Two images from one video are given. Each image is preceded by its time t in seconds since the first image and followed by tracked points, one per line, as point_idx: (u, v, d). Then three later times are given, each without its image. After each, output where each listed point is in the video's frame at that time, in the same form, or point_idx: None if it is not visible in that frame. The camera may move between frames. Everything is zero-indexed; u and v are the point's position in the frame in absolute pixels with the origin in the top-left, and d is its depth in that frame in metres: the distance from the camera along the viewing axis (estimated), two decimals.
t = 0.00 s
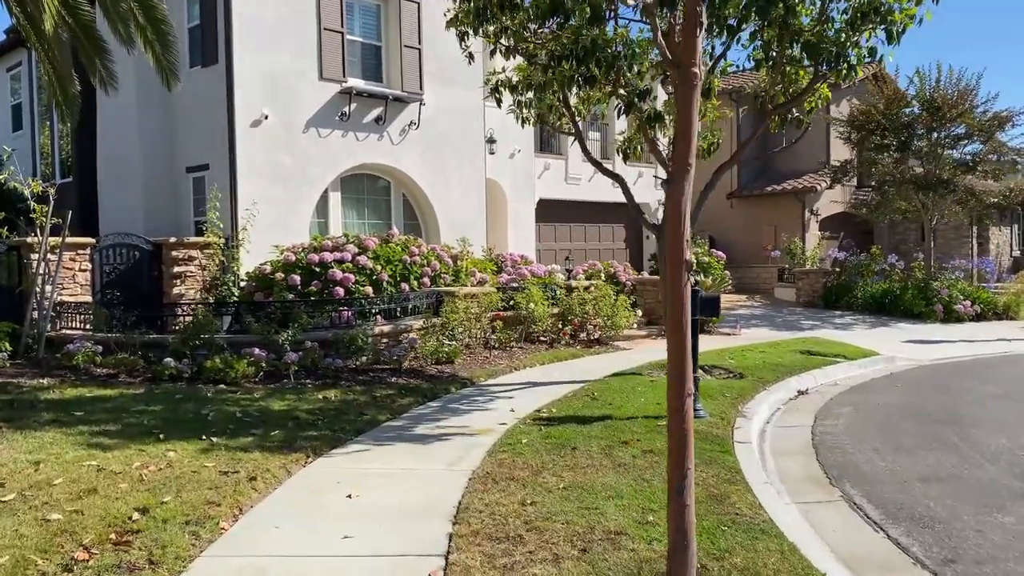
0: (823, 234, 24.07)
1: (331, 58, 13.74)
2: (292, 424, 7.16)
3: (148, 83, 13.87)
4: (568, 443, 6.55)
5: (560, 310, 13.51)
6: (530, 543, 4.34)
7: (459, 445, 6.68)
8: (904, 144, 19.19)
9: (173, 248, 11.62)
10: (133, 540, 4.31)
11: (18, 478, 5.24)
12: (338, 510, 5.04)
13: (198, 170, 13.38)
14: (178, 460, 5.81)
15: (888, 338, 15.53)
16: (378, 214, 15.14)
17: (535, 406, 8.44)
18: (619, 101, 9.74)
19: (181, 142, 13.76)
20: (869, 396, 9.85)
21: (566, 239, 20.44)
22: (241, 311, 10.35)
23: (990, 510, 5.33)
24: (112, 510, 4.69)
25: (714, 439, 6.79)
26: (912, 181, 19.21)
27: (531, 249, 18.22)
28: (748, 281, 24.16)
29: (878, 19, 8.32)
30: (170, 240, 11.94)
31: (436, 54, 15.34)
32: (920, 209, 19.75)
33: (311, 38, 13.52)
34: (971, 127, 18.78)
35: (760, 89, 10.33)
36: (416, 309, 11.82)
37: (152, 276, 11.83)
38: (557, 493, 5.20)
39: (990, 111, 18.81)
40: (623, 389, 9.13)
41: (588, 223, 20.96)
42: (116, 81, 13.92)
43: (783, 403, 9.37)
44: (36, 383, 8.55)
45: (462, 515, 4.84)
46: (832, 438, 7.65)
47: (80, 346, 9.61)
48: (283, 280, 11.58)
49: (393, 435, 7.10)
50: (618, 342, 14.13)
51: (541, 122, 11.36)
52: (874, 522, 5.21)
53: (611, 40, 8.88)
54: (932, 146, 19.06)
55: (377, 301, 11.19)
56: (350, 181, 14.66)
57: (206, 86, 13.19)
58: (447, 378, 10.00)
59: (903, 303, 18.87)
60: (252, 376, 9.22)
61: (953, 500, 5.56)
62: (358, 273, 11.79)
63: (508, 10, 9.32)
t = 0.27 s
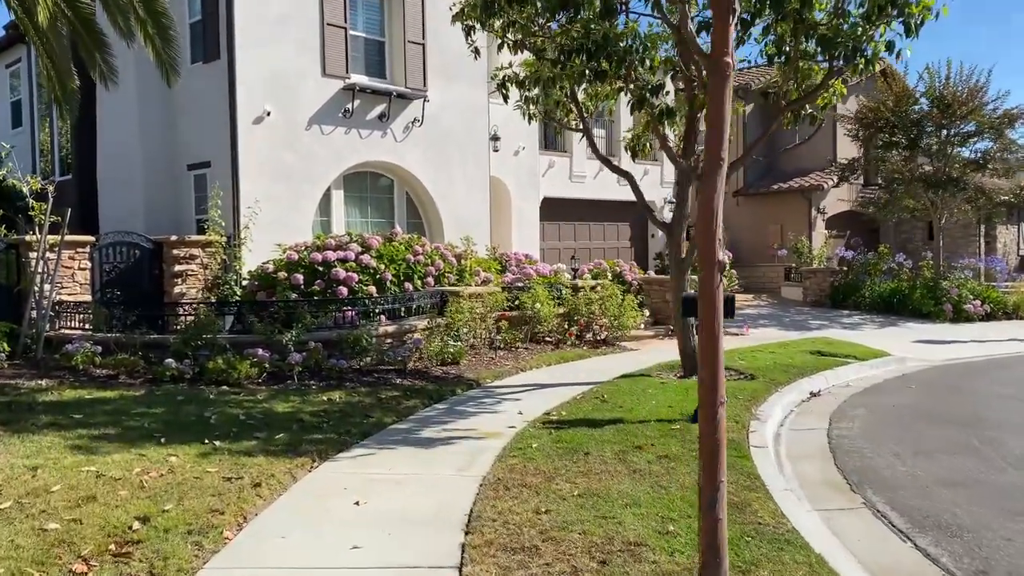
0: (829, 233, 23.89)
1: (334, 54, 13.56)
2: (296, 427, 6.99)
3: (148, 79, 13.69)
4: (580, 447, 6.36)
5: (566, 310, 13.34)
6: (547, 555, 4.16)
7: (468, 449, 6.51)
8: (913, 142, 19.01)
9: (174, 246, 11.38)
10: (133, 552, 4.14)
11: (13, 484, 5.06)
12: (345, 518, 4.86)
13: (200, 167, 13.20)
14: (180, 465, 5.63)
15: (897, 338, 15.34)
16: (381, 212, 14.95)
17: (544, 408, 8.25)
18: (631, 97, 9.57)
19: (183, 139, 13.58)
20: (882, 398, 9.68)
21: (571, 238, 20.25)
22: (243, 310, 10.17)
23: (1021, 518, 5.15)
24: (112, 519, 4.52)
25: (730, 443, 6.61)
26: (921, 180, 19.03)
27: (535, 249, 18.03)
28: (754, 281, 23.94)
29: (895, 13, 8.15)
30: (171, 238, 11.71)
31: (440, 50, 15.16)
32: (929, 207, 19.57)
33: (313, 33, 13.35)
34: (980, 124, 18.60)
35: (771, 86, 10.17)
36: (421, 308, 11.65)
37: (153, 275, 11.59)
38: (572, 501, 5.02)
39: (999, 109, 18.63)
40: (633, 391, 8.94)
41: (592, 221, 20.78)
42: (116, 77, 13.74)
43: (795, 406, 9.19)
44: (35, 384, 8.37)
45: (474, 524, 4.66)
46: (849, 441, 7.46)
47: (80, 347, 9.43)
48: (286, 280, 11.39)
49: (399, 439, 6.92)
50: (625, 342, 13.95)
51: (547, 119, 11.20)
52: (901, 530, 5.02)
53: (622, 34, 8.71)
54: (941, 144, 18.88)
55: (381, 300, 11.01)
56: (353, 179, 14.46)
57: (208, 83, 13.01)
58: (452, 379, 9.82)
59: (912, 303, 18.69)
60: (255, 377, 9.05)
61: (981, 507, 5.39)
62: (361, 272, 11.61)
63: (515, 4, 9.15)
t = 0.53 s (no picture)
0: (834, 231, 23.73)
1: (337, 50, 13.40)
2: (301, 428, 6.83)
3: (149, 74, 13.52)
4: (592, 449, 6.21)
5: (572, 309, 13.18)
6: (564, 563, 4.01)
7: (478, 451, 6.35)
8: (920, 139, 18.85)
9: (176, 244, 11.29)
10: (135, 559, 3.99)
11: (11, 489, 4.91)
12: (354, 522, 4.71)
13: (202, 164, 13.05)
14: (183, 468, 5.48)
15: (906, 337, 15.17)
16: (384, 210, 14.79)
17: (553, 409, 8.09)
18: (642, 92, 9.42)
19: (184, 135, 13.43)
20: (895, 398, 9.53)
21: (575, 236, 20.09)
22: (245, 308, 10.01)
23: None
24: (112, 525, 4.37)
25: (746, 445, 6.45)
26: (928, 177, 18.86)
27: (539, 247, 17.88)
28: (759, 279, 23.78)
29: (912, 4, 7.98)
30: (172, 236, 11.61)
31: (444, 46, 15.00)
32: (936, 205, 19.40)
33: (317, 28, 13.19)
34: (988, 121, 18.44)
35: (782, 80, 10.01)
36: (426, 307, 11.49)
37: (154, 274, 11.49)
38: (588, 505, 4.86)
39: (1008, 106, 18.46)
40: (643, 390, 8.78)
41: (596, 219, 20.61)
42: (116, 72, 13.58)
43: (808, 406, 9.03)
44: (34, 384, 8.21)
45: (486, 529, 4.51)
46: (866, 442, 7.31)
47: (80, 346, 9.27)
48: (289, 277, 11.22)
49: (406, 440, 6.76)
50: (631, 341, 13.78)
51: (554, 115, 11.04)
52: (927, 535, 4.88)
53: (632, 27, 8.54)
54: (948, 141, 18.72)
55: (385, 299, 10.85)
56: (356, 176, 14.30)
57: (209, 78, 12.85)
58: (458, 379, 9.66)
59: (919, 301, 18.52)
60: (258, 376, 8.90)
61: (1008, 512, 5.25)
62: (365, 270, 11.46)
63: None
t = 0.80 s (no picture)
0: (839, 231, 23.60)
1: (340, 47, 13.27)
2: (304, 432, 6.70)
3: (149, 71, 13.38)
4: (603, 454, 6.08)
5: (577, 309, 13.04)
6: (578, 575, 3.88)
7: (485, 456, 6.22)
8: (926, 138, 18.72)
9: (176, 244, 11.15)
10: (134, 572, 3.87)
11: (7, 497, 4.78)
12: (359, 530, 4.58)
13: (202, 163, 12.91)
14: (183, 473, 5.35)
15: (914, 338, 15.03)
16: (387, 209, 14.65)
17: (561, 412, 7.96)
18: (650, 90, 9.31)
19: (185, 134, 13.30)
20: (906, 400, 9.40)
21: (578, 235, 19.95)
22: (247, 309, 9.88)
23: None
24: (111, 535, 4.25)
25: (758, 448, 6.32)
26: (934, 177, 18.72)
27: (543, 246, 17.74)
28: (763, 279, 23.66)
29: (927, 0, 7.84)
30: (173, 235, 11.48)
31: (447, 44, 14.86)
32: (942, 205, 19.27)
33: (319, 26, 13.04)
34: (995, 120, 18.31)
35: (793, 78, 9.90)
36: (430, 308, 11.36)
37: (154, 274, 11.37)
38: (600, 513, 4.72)
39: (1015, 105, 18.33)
40: (651, 393, 8.65)
41: (600, 219, 20.49)
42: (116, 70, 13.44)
43: (818, 409, 8.90)
44: (32, 386, 8.08)
45: (496, 539, 4.38)
46: (880, 447, 7.17)
47: (79, 347, 9.14)
48: (291, 278, 11.08)
49: (413, 444, 6.63)
50: (636, 342, 13.66)
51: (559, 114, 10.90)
52: (950, 545, 4.77)
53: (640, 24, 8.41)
54: (954, 141, 18.60)
55: (388, 299, 10.71)
56: (359, 175, 14.16)
57: (210, 76, 12.72)
58: (463, 381, 9.53)
59: (925, 302, 18.39)
60: (260, 378, 8.77)
61: None
62: (368, 271, 11.33)
63: None
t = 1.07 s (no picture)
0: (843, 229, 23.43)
1: (340, 43, 13.10)
2: (304, 434, 6.53)
3: (148, 67, 13.19)
4: (612, 457, 5.91)
5: (581, 308, 12.87)
6: None
7: (491, 459, 6.05)
8: (932, 135, 18.55)
9: (174, 242, 11.01)
10: None
11: None
12: (363, 538, 4.42)
13: (201, 160, 12.75)
14: (181, 478, 5.18)
15: (921, 338, 14.86)
16: (388, 207, 14.48)
17: (567, 414, 7.78)
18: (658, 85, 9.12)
19: (184, 131, 13.14)
20: (918, 401, 9.22)
21: (581, 234, 19.78)
22: (246, 308, 9.71)
23: None
24: (105, 543, 4.09)
25: (771, 451, 6.15)
26: (941, 175, 18.54)
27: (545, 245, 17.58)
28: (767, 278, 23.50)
29: None
30: (172, 233, 11.35)
31: (449, 40, 14.69)
32: (949, 203, 19.09)
33: (319, 21, 12.87)
34: (1002, 117, 18.12)
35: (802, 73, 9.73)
36: (432, 307, 11.18)
37: (153, 273, 11.26)
38: (612, 519, 4.55)
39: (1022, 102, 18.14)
40: (659, 393, 8.48)
41: (603, 218, 20.32)
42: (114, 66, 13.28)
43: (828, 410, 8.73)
44: (26, 387, 7.91)
45: (506, 547, 4.22)
46: (894, 450, 7.00)
47: (75, 347, 8.97)
48: (291, 276, 10.91)
49: (417, 447, 6.46)
50: (641, 342, 13.49)
51: (564, 110, 10.72)
52: (974, 553, 4.60)
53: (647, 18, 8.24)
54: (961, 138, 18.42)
55: (390, 299, 10.54)
56: (359, 172, 14.00)
57: (210, 73, 12.56)
58: (467, 382, 9.36)
59: (932, 300, 18.22)
60: (260, 379, 8.60)
61: None
62: (369, 269, 11.15)
63: None
